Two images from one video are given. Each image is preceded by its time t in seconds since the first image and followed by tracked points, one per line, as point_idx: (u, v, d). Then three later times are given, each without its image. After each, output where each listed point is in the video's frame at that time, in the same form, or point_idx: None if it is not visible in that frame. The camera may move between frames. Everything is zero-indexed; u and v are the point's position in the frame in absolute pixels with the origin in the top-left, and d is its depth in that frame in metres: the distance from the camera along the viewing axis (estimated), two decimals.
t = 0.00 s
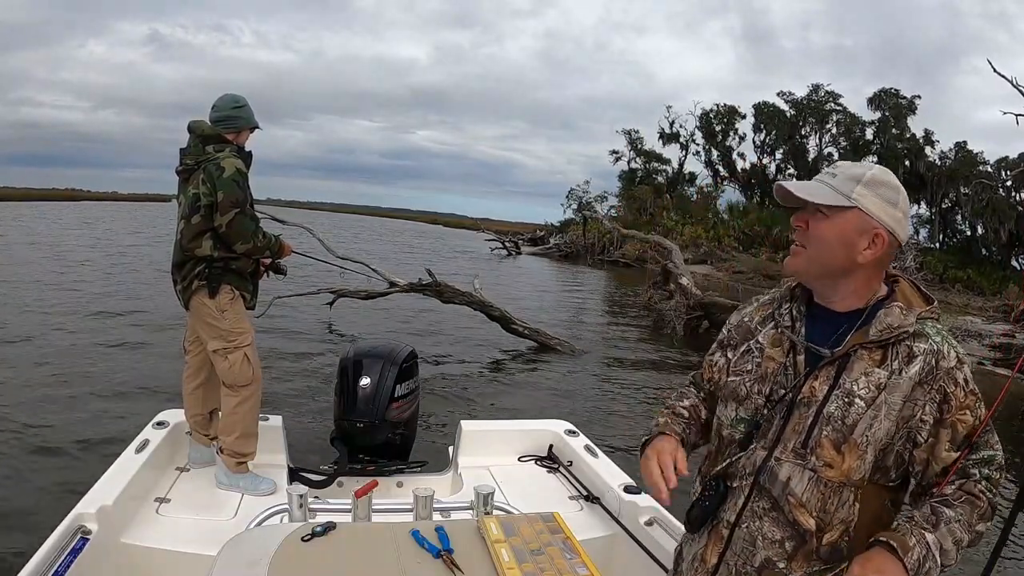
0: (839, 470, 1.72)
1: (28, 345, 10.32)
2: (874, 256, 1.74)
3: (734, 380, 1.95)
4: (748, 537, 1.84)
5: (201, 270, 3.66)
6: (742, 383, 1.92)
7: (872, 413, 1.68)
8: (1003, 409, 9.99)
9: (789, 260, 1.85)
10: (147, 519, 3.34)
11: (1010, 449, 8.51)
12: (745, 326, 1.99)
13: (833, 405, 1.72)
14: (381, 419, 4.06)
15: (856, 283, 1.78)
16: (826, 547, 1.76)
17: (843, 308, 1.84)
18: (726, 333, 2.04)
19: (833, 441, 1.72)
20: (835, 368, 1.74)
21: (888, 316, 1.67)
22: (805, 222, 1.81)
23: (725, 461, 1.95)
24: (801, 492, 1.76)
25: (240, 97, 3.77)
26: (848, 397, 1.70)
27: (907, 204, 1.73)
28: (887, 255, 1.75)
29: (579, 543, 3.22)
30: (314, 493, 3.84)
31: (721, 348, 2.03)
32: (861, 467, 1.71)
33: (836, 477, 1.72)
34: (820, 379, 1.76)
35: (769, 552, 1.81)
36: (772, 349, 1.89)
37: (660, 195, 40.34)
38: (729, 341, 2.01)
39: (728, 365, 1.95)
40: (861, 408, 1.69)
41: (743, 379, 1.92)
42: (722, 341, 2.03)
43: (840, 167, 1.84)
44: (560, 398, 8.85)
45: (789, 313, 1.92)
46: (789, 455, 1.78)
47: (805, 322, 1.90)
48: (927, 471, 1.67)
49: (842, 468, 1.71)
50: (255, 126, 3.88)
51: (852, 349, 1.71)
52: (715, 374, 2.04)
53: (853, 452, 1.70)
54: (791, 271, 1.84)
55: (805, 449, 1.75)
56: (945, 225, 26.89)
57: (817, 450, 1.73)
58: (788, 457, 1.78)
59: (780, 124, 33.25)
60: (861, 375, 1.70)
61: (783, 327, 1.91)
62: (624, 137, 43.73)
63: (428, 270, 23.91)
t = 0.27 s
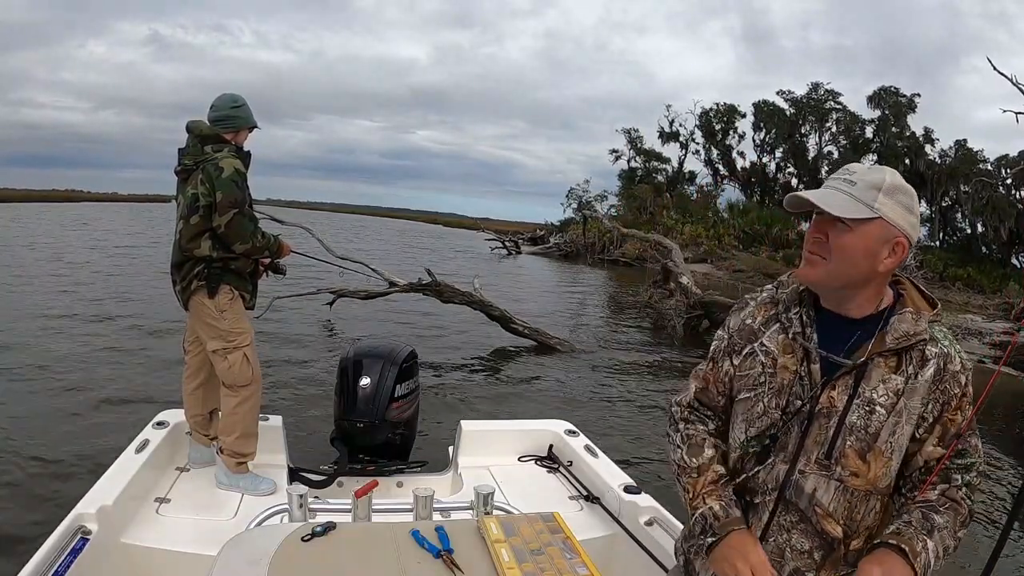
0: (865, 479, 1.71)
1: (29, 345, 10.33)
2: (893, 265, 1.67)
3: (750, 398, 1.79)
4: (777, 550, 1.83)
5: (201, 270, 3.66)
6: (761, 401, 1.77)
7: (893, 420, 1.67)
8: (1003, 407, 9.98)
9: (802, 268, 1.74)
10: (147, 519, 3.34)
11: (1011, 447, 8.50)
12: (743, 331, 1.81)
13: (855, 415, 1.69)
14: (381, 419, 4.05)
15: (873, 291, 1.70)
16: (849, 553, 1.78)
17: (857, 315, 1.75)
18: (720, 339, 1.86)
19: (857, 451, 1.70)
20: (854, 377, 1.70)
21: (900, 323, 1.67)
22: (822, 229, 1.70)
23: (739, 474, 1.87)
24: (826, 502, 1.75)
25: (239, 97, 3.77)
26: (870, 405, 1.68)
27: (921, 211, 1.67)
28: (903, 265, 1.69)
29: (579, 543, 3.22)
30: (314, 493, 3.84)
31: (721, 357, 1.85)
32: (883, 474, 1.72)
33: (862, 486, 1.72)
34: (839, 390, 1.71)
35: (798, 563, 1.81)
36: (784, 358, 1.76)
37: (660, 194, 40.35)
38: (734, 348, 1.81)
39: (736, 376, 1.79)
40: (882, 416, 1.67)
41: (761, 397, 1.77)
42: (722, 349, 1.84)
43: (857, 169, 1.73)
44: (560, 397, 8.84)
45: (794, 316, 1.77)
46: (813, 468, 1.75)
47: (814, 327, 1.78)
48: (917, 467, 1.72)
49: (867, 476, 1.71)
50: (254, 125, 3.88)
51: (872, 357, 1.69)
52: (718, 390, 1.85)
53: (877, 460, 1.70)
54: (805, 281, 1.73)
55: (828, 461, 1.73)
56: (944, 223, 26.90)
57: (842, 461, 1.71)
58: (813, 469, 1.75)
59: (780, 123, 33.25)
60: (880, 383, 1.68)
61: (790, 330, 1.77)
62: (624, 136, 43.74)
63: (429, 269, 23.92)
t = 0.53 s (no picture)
0: (870, 469, 1.72)
1: (29, 347, 10.32)
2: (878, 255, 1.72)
3: (744, 410, 1.75)
4: (792, 555, 1.80)
5: (200, 270, 3.65)
6: (757, 411, 1.74)
7: (888, 405, 1.69)
8: (1003, 405, 9.98)
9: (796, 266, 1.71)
10: (146, 519, 3.33)
11: (1011, 445, 8.50)
12: (723, 340, 1.77)
13: (850, 405, 1.69)
14: (381, 419, 4.05)
15: (856, 282, 1.73)
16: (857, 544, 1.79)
17: (840, 309, 1.77)
18: (698, 352, 1.80)
19: (859, 442, 1.71)
20: (844, 370, 1.71)
21: (880, 312, 1.71)
22: (815, 224, 1.69)
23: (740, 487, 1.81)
24: (834, 497, 1.75)
25: (237, 97, 3.77)
26: (863, 395, 1.69)
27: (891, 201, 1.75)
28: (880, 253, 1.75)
29: (579, 543, 3.21)
30: (315, 493, 3.84)
31: (705, 370, 1.78)
32: (882, 461, 1.73)
33: (867, 476, 1.72)
34: (831, 384, 1.71)
35: (811, 561, 1.80)
36: (773, 362, 1.73)
37: (659, 193, 40.33)
38: (718, 359, 1.77)
39: (726, 388, 1.75)
40: (877, 403, 1.69)
41: (755, 406, 1.74)
42: (705, 362, 1.78)
43: (835, 166, 1.74)
44: (560, 397, 8.84)
45: (775, 318, 1.74)
46: (816, 466, 1.73)
47: (796, 326, 1.76)
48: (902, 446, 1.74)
49: (872, 466, 1.72)
50: (253, 125, 3.88)
51: (861, 346, 1.72)
52: (705, 406, 1.80)
53: (876, 446, 1.71)
54: (799, 279, 1.70)
55: (831, 457, 1.72)
56: (944, 222, 26.87)
57: (843, 453, 1.71)
58: (817, 469, 1.74)
59: (780, 122, 33.24)
60: (871, 371, 1.70)
61: (774, 332, 1.73)
62: (624, 135, 43.75)
63: (428, 269, 23.92)
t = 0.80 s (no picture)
0: (853, 459, 1.71)
1: (29, 346, 10.30)
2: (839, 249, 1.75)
3: (722, 418, 1.75)
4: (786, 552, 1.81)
5: (201, 271, 3.66)
6: (735, 418, 1.74)
7: (865, 393, 1.69)
8: (1002, 407, 9.99)
9: (766, 269, 1.70)
10: (146, 519, 3.33)
11: (1009, 447, 8.50)
12: (692, 351, 1.77)
13: (829, 399, 1.69)
14: (381, 419, 4.05)
15: (821, 277, 1.75)
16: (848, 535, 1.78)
17: (806, 304, 1.78)
18: (668, 365, 1.79)
19: (839, 433, 1.71)
20: (818, 364, 1.71)
21: (846, 303, 1.73)
22: (782, 225, 1.69)
23: (727, 493, 1.80)
24: (821, 490, 1.75)
25: (238, 97, 3.77)
26: (839, 386, 1.69)
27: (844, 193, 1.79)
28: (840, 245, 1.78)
29: (579, 543, 3.21)
30: (314, 493, 3.84)
31: (677, 382, 1.78)
32: (867, 449, 1.73)
33: (851, 466, 1.72)
34: (807, 380, 1.71)
35: (805, 550, 1.81)
36: (745, 366, 1.73)
37: (659, 194, 40.35)
38: (689, 370, 1.76)
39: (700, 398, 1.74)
40: (854, 393, 1.69)
41: (733, 414, 1.73)
42: (677, 374, 1.77)
43: (789, 164, 1.74)
44: (559, 398, 8.85)
45: (743, 322, 1.74)
46: (802, 463, 1.73)
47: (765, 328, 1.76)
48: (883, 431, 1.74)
49: (855, 455, 1.71)
50: (253, 125, 3.88)
51: (833, 338, 1.72)
52: (680, 419, 1.79)
53: (859, 436, 1.70)
54: (771, 282, 1.70)
55: (814, 451, 1.72)
56: (944, 224, 26.89)
57: (827, 446, 1.71)
58: (803, 465, 1.73)
59: (780, 123, 33.26)
60: (845, 362, 1.70)
61: (744, 338, 1.73)
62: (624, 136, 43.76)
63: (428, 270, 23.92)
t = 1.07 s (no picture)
0: (845, 452, 1.70)
1: (29, 345, 10.30)
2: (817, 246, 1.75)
3: (710, 425, 1.70)
4: (784, 552, 1.76)
5: (202, 271, 3.66)
6: (723, 423, 1.69)
7: (851, 388, 1.68)
8: (1001, 411, 9.99)
9: (765, 277, 1.65)
10: (146, 518, 3.33)
11: (1009, 451, 8.50)
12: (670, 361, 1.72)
13: (816, 396, 1.68)
14: (381, 419, 4.06)
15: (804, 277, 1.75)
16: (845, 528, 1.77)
17: (787, 302, 1.75)
18: (647, 376, 1.74)
19: (831, 429, 1.69)
20: (803, 362, 1.69)
21: (824, 299, 1.73)
22: (779, 232, 1.64)
23: (721, 500, 1.75)
24: (814, 488, 1.72)
25: (239, 97, 3.77)
26: (826, 383, 1.68)
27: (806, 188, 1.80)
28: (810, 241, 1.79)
29: (580, 543, 3.21)
30: (315, 493, 3.84)
31: (659, 392, 1.73)
32: (857, 441, 1.72)
33: (843, 461, 1.71)
34: (793, 379, 1.69)
35: (805, 549, 1.77)
36: (729, 370, 1.69)
37: (660, 196, 40.38)
38: (670, 380, 1.72)
39: (685, 406, 1.70)
40: (840, 389, 1.68)
41: (721, 420, 1.69)
42: (657, 384, 1.73)
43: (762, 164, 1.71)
44: (558, 399, 8.86)
45: (723, 326, 1.70)
46: (794, 462, 1.70)
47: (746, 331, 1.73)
48: (873, 423, 1.73)
49: (846, 449, 1.70)
50: (254, 125, 3.88)
51: (816, 335, 1.71)
52: (665, 431, 1.73)
53: (851, 430, 1.69)
54: (771, 289, 1.65)
55: (806, 449, 1.69)
56: (945, 227, 26.92)
57: (817, 444, 1.69)
58: (795, 464, 1.70)
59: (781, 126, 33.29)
60: (829, 359, 1.69)
61: (725, 342, 1.69)
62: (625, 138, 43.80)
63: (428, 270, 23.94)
